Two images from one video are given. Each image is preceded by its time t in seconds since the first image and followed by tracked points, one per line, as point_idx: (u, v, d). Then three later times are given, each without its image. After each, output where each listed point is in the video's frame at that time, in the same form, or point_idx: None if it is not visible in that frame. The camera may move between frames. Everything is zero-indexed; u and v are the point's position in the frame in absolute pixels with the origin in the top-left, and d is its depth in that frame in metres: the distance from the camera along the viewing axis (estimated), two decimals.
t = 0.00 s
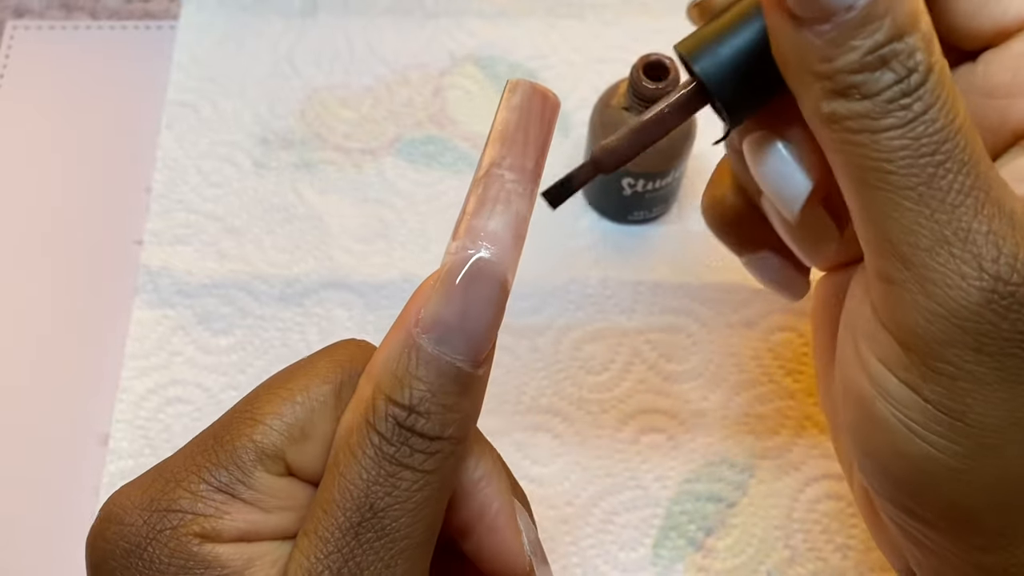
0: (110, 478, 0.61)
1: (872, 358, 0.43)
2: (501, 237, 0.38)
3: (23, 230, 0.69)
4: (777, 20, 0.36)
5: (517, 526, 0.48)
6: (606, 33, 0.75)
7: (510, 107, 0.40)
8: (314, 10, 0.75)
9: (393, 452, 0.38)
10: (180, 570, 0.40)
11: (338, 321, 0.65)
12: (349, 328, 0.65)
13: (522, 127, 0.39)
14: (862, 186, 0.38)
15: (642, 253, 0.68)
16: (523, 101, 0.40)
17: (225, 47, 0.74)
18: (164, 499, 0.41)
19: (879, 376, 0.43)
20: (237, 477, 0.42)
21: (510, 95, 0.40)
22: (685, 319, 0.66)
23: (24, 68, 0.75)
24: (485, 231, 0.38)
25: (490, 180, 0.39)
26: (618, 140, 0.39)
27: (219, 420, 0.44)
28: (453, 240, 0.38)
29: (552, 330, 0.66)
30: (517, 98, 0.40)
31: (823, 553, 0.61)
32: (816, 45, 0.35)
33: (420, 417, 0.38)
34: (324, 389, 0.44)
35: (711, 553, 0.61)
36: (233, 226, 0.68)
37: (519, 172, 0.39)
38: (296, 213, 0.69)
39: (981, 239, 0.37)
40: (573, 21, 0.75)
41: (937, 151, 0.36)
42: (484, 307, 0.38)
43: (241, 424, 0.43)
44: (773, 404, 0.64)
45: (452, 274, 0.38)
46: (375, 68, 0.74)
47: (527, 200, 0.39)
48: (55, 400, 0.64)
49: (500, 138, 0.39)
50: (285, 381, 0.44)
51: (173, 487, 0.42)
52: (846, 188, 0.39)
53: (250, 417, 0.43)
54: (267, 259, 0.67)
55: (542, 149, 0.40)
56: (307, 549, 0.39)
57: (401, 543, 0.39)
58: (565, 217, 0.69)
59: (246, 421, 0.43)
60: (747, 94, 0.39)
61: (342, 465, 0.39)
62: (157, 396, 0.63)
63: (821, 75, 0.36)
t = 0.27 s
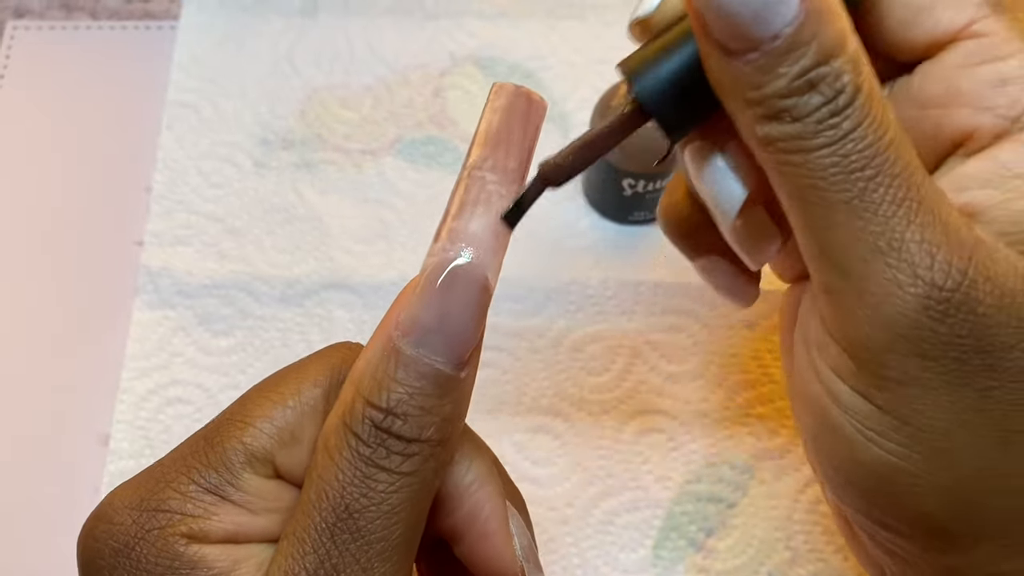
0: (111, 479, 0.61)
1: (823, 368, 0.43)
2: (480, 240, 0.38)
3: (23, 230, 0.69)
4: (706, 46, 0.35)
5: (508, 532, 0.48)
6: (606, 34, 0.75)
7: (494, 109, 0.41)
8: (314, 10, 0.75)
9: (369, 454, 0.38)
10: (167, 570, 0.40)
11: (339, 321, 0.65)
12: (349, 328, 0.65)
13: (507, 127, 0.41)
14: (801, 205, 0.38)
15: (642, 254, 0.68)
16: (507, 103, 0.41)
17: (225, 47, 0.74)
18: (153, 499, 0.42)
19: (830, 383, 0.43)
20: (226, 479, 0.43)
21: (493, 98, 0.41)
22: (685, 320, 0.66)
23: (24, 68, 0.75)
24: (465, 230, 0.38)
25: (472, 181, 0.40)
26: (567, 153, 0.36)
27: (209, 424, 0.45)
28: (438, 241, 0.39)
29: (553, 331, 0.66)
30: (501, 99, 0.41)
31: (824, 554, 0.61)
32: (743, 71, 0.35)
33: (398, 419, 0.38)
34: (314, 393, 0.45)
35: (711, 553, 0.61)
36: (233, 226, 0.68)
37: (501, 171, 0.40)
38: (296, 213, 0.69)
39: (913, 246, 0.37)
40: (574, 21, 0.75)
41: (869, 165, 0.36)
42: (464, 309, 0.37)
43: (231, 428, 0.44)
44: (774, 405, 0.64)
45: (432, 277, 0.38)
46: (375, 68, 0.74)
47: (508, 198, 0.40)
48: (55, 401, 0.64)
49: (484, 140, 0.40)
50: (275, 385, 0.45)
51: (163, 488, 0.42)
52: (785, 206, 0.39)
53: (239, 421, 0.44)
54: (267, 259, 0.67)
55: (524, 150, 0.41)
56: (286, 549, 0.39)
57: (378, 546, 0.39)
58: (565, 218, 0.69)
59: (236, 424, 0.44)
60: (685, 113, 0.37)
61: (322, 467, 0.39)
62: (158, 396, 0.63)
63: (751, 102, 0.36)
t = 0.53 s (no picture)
0: (110, 478, 0.61)
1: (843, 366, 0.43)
2: (467, 240, 0.38)
3: (23, 230, 0.69)
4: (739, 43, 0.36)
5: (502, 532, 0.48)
6: (605, 33, 0.75)
7: (483, 107, 0.40)
8: (314, 10, 0.75)
9: (356, 455, 0.38)
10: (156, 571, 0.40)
11: (338, 320, 0.65)
12: (349, 327, 0.65)
13: (496, 126, 0.40)
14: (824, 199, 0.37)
15: (642, 253, 0.68)
16: (494, 104, 0.40)
17: (224, 47, 0.74)
18: (145, 501, 0.42)
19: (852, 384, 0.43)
20: (218, 481, 0.43)
21: (482, 96, 0.40)
22: (685, 319, 0.66)
23: (24, 68, 0.75)
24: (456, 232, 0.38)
25: (462, 180, 0.39)
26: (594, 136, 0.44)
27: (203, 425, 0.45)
28: (423, 241, 0.38)
29: (552, 330, 0.66)
30: (489, 98, 0.40)
31: (823, 553, 0.61)
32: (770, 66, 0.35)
33: (385, 420, 0.38)
34: (305, 394, 0.45)
35: (711, 552, 0.61)
36: (233, 225, 0.68)
37: (487, 174, 0.39)
38: (296, 213, 0.69)
39: (937, 244, 0.36)
40: (573, 20, 0.75)
41: (893, 162, 0.35)
42: (451, 309, 0.37)
43: (224, 429, 0.44)
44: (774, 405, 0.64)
45: (419, 275, 0.37)
46: (375, 67, 0.74)
47: (496, 200, 0.39)
48: (54, 401, 0.64)
49: (471, 141, 0.40)
50: (268, 387, 0.45)
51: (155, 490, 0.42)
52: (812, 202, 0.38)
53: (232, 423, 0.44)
54: (267, 259, 0.67)
55: (512, 152, 0.40)
56: (276, 552, 0.39)
57: (365, 547, 0.39)
58: (564, 218, 0.69)
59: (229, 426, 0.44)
60: (710, 101, 0.42)
61: (311, 469, 0.39)
62: (157, 395, 0.63)
63: (775, 94, 0.36)
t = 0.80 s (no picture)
0: (109, 477, 0.61)
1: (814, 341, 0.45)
2: (468, 235, 0.35)
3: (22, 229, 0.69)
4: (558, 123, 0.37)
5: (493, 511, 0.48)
6: (605, 33, 0.75)
7: (476, 82, 0.36)
8: (314, 10, 0.75)
9: (365, 452, 0.38)
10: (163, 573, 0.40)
11: (338, 320, 0.65)
12: (349, 327, 0.65)
13: (491, 105, 0.36)
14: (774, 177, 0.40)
15: (641, 252, 0.68)
16: (489, 78, 0.36)
17: (224, 46, 0.74)
18: (145, 502, 0.41)
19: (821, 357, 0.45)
20: (218, 478, 0.42)
21: (476, 71, 0.36)
22: (684, 319, 0.66)
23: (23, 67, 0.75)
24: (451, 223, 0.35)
25: (456, 168, 0.35)
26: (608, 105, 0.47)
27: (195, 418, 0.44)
28: (419, 234, 0.35)
29: (552, 329, 0.66)
30: (483, 73, 0.36)
31: (822, 552, 0.61)
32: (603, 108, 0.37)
33: (392, 417, 0.38)
34: (299, 383, 0.44)
35: (710, 552, 0.61)
36: (233, 225, 0.68)
37: (484, 158, 0.36)
38: (296, 212, 0.69)
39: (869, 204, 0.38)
40: (573, 20, 0.75)
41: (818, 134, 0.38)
42: (453, 306, 0.35)
43: (219, 424, 0.43)
44: (773, 404, 0.64)
45: (418, 267, 0.35)
46: (375, 67, 0.74)
47: (493, 190, 0.35)
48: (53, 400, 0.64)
49: (464, 120, 0.36)
50: (260, 376, 0.44)
51: (154, 490, 0.41)
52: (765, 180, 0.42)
53: (228, 417, 0.43)
54: (266, 258, 0.67)
55: (510, 133, 0.36)
56: (287, 551, 0.39)
57: (377, 541, 0.39)
58: (564, 217, 0.69)
59: (224, 420, 0.43)
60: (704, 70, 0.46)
61: (319, 467, 0.39)
62: (157, 395, 0.63)
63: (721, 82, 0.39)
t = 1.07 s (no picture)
0: (109, 478, 0.61)
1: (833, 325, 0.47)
2: (469, 232, 0.36)
3: (23, 230, 0.69)
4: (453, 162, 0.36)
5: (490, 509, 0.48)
6: (605, 33, 0.75)
7: (473, 85, 0.37)
8: (314, 9, 0.75)
9: (372, 452, 0.38)
10: None
11: (338, 320, 0.65)
12: (349, 327, 0.65)
13: (489, 108, 0.37)
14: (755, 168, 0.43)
15: (642, 253, 0.68)
16: (486, 80, 0.38)
17: (224, 46, 0.74)
18: (145, 506, 0.41)
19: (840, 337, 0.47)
20: (217, 480, 0.42)
21: (471, 74, 0.38)
22: (685, 319, 0.66)
23: (23, 67, 0.75)
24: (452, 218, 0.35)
25: (455, 166, 0.36)
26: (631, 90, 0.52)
27: (193, 421, 0.44)
28: (420, 233, 0.36)
29: (552, 330, 0.66)
30: (479, 75, 0.38)
31: (822, 553, 0.61)
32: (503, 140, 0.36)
33: (398, 416, 0.37)
34: (294, 382, 0.43)
35: (710, 553, 0.61)
36: (233, 225, 0.68)
37: (483, 158, 0.37)
38: (296, 212, 0.69)
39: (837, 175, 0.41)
40: (573, 20, 0.75)
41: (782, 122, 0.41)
42: (456, 303, 0.36)
43: (219, 426, 0.42)
44: (773, 404, 0.64)
45: (421, 267, 0.36)
46: (375, 67, 0.74)
47: (494, 188, 0.36)
48: (54, 401, 0.64)
49: (463, 120, 0.37)
50: (257, 377, 0.44)
51: (154, 494, 0.41)
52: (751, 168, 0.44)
53: (227, 418, 0.43)
54: (266, 258, 0.67)
55: (506, 132, 0.37)
56: (295, 552, 0.38)
57: (386, 541, 0.38)
58: (564, 218, 0.69)
59: (223, 422, 0.42)
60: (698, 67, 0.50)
61: (325, 468, 0.38)
62: (157, 395, 0.63)
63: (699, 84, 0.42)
